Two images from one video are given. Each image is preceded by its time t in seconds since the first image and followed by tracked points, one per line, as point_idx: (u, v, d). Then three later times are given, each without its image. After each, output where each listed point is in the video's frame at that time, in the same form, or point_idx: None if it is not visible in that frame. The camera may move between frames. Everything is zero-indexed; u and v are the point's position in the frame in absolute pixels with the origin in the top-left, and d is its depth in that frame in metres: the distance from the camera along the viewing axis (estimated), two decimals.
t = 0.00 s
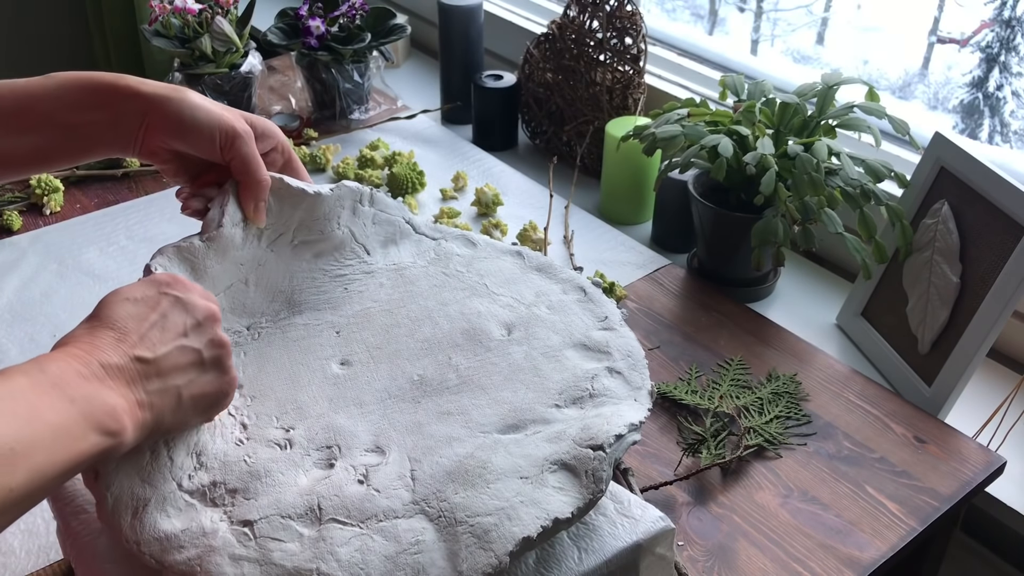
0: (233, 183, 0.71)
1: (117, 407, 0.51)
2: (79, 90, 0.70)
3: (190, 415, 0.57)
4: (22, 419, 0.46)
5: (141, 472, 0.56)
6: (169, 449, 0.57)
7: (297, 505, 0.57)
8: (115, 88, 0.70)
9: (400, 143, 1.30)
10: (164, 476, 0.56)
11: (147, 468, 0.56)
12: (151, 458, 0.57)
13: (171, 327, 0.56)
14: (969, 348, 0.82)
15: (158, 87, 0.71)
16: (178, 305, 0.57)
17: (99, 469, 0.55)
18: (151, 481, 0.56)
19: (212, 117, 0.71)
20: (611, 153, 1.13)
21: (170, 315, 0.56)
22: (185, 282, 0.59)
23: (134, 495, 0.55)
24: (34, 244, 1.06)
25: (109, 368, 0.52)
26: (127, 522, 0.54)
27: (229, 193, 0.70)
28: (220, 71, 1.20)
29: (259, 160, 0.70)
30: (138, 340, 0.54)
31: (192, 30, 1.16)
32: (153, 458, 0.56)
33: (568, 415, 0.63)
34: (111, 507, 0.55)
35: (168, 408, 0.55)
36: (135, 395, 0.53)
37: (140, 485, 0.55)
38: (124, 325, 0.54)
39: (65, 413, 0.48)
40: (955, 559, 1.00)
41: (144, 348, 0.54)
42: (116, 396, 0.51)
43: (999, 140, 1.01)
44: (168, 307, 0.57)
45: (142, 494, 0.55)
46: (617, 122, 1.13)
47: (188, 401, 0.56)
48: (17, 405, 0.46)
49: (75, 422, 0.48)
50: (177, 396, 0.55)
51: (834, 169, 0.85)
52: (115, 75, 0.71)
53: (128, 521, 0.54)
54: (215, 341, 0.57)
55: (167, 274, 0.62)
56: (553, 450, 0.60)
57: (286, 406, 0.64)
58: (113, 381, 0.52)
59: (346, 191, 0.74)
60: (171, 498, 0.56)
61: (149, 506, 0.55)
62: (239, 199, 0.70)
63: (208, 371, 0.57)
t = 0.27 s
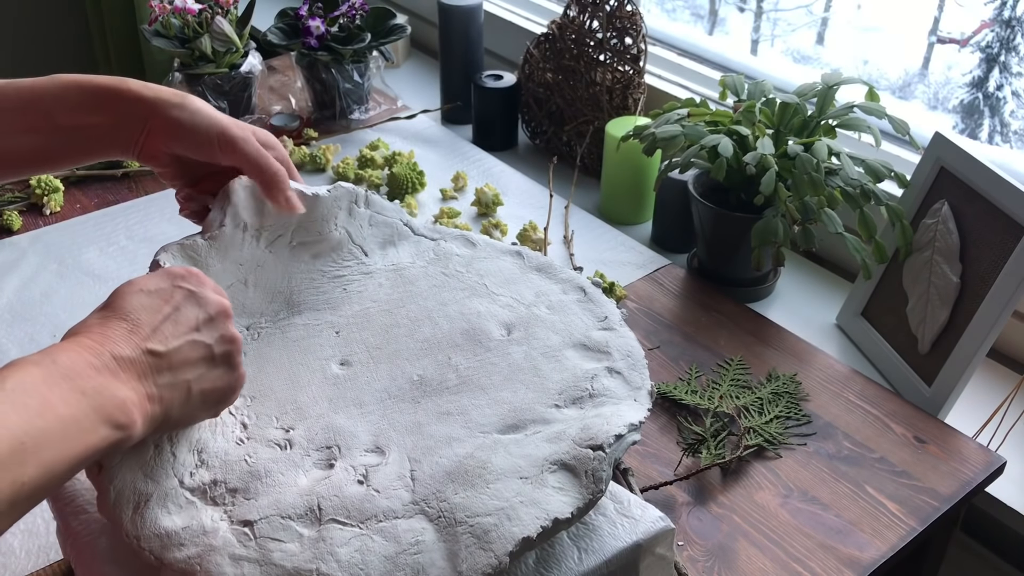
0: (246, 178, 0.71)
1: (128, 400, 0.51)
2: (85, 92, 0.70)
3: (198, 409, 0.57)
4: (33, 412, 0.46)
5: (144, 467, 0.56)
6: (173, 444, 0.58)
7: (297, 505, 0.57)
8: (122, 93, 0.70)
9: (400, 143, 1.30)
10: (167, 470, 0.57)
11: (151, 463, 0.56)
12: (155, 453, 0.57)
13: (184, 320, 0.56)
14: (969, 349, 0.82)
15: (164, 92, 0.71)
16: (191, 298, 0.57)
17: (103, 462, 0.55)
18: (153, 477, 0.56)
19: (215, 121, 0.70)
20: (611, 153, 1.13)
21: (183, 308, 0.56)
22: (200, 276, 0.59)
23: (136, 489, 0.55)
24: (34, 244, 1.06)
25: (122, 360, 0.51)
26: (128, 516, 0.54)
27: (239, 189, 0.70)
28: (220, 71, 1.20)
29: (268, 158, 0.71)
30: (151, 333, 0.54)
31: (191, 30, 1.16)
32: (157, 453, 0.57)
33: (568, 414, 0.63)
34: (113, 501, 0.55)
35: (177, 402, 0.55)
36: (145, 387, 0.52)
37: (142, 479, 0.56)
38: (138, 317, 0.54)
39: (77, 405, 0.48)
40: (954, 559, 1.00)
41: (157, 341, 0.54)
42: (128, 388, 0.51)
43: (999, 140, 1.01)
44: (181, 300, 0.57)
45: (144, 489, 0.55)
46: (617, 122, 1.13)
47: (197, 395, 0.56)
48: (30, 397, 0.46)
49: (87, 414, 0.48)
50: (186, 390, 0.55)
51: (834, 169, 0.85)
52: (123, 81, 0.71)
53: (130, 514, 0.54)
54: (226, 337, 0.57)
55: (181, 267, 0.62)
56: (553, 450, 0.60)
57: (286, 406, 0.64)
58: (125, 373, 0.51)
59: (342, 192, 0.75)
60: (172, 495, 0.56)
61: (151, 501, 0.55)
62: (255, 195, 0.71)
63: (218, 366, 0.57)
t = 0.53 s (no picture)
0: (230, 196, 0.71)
1: (133, 394, 0.51)
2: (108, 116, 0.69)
3: (205, 407, 0.57)
4: (39, 408, 0.46)
5: (146, 464, 0.56)
6: (174, 443, 0.58)
7: (297, 505, 0.57)
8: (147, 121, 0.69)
9: (400, 143, 1.30)
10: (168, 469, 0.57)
11: (153, 460, 0.56)
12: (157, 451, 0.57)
13: (191, 317, 0.56)
14: (969, 348, 0.82)
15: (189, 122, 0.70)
16: (198, 295, 0.58)
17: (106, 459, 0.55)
18: (155, 474, 0.56)
19: (239, 159, 0.70)
20: (611, 153, 1.13)
21: (190, 305, 0.57)
22: (208, 274, 0.60)
23: (137, 486, 0.55)
24: (34, 244, 1.06)
25: (129, 355, 0.52)
26: (129, 514, 0.54)
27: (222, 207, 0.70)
28: (220, 71, 1.20)
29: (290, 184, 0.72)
30: (158, 328, 0.54)
31: (192, 30, 1.16)
32: (159, 451, 0.57)
33: (568, 414, 0.63)
34: (113, 498, 0.55)
35: (183, 398, 0.55)
36: (151, 382, 0.52)
37: (144, 477, 0.56)
38: (146, 313, 0.54)
39: (83, 399, 0.48)
40: (954, 559, 1.00)
41: (164, 337, 0.54)
42: (134, 383, 0.51)
43: (999, 140, 1.01)
44: (188, 297, 0.57)
45: (146, 486, 0.55)
46: (617, 122, 1.13)
47: (203, 392, 0.56)
48: (36, 392, 0.46)
49: (93, 408, 0.48)
50: (192, 386, 0.55)
51: (834, 169, 0.85)
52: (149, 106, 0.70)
53: (131, 512, 0.54)
54: (232, 334, 0.57)
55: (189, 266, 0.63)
56: (553, 450, 0.60)
57: (286, 407, 0.64)
58: (132, 367, 0.52)
59: (332, 192, 0.76)
60: (173, 494, 0.56)
61: (152, 499, 0.55)
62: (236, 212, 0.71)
63: (223, 363, 0.57)
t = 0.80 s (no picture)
0: (232, 193, 0.71)
1: (120, 394, 0.50)
2: (114, 103, 0.68)
3: (187, 410, 0.57)
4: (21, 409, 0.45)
5: (142, 476, 0.56)
6: (170, 452, 0.57)
7: (297, 505, 0.57)
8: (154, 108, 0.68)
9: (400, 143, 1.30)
10: (165, 479, 0.56)
11: (150, 471, 0.56)
12: (152, 462, 0.56)
13: (180, 320, 0.56)
14: (969, 348, 0.83)
15: (196, 109, 0.69)
16: (188, 299, 0.57)
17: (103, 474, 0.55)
18: (152, 485, 0.56)
19: (247, 151, 0.70)
20: (610, 153, 1.13)
21: (179, 309, 0.57)
22: (195, 279, 0.60)
23: (136, 498, 0.55)
24: (34, 244, 1.06)
25: (116, 354, 0.51)
26: (128, 526, 0.54)
27: (221, 203, 0.71)
28: (220, 71, 1.20)
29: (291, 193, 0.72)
30: (147, 329, 0.54)
31: (192, 30, 1.16)
32: (155, 461, 0.56)
33: (568, 415, 0.63)
34: (112, 512, 0.54)
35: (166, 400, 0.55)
36: (138, 383, 0.52)
37: (141, 489, 0.55)
38: (136, 313, 0.54)
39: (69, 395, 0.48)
40: (954, 559, 1.00)
41: (153, 338, 0.54)
42: (121, 381, 0.51)
43: (999, 140, 1.01)
44: (178, 300, 0.57)
45: (143, 497, 0.55)
46: (617, 122, 1.13)
47: (186, 396, 0.56)
48: (18, 392, 0.46)
49: (79, 405, 0.48)
50: (176, 389, 0.55)
51: (834, 169, 0.85)
52: (155, 92, 0.69)
53: (131, 525, 0.54)
54: (220, 342, 0.57)
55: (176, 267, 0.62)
56: (553, 450, 0.60)
57: (286, 407, 0.64)
58: (119, 366, 0.51)
59: (330, 188, 0.77)
60: (172, 502, 0.55)
61: (150, 509, 0.54)
62: (237, 208, 0.71)
63: (208, 368, 0.57)
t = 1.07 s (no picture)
0: (235, 184, 0.72)
1: (22, 402, 0.50)
2: (114, 91, 0.70)
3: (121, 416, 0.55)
4: None
5: (132, 504, 0.56)
6: (155, 474, 0.58)
7: (297, 505, 0.57)
8: (153, 95, 0.70)
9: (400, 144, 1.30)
10: (156, 500, 0.56)
11: (136, 499, 0.56)
12: (138, 488, 0.57)
13: (94, 330, 0.55)
14: (969, 348, 0.83)
15: (194, 97, 0.71)
16: (105, 309, 0.57)
17: (92, 516, 0.56)
18: (144, 510, 0.56)
19: (245, 137, 0.71)
20: (611, 153, 1.13)
21: (94, 320, 0.56)
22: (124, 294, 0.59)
23: (131, 525, 0.55)
24: (34, 244, 1.06)
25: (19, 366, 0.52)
26: (131, 552, 0.54)
27: (223, 193, 0.71)
28: (220, 71, 1.20)
29: (292, 184, 0.72)
30: (53, 341, 0.54)
31: (192, 30, 1.16)
32: (141, 488, 0.57)
33: (568, 415, 0.63)
34: (112, 544, 0.55)
35: (87, 407, 0.53)
36: (47, 391, 0.52)
37: (135, 516, 0.55)
38: (44, 330, 0.55)
39: None
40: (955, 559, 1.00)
41: (58, 346, 0.54)
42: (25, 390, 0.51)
43: (999, 140, 1.01)
44: (93, 313, 0.57)
45: (137, 524, 0.55)
46: (617, 122, 1.13)
47: (108, 399, 0.53)
48: None
49: None
50: (92, 393, 0.53)
51: (834, 169, 0.85)
52: (154, 81, 0.71)
53: (132, 551, 0.54)
54: (138, 345, 0.56)
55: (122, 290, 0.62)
56: (553, 450, 0.60)
57: (286, 407, 0.64)
58: (24, 378, 0.52)
59: (334, 181, 0.76)
60: (167, 518, 0.56)
61: (146, 532, 0.55)
62: (240, 199, 0.72)
63: (127, 370, 0.55)
